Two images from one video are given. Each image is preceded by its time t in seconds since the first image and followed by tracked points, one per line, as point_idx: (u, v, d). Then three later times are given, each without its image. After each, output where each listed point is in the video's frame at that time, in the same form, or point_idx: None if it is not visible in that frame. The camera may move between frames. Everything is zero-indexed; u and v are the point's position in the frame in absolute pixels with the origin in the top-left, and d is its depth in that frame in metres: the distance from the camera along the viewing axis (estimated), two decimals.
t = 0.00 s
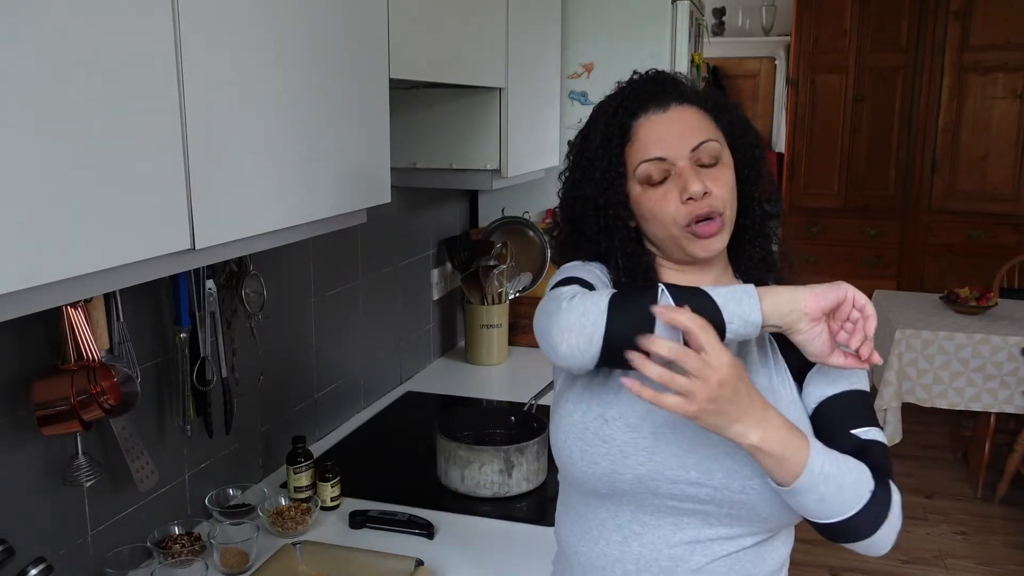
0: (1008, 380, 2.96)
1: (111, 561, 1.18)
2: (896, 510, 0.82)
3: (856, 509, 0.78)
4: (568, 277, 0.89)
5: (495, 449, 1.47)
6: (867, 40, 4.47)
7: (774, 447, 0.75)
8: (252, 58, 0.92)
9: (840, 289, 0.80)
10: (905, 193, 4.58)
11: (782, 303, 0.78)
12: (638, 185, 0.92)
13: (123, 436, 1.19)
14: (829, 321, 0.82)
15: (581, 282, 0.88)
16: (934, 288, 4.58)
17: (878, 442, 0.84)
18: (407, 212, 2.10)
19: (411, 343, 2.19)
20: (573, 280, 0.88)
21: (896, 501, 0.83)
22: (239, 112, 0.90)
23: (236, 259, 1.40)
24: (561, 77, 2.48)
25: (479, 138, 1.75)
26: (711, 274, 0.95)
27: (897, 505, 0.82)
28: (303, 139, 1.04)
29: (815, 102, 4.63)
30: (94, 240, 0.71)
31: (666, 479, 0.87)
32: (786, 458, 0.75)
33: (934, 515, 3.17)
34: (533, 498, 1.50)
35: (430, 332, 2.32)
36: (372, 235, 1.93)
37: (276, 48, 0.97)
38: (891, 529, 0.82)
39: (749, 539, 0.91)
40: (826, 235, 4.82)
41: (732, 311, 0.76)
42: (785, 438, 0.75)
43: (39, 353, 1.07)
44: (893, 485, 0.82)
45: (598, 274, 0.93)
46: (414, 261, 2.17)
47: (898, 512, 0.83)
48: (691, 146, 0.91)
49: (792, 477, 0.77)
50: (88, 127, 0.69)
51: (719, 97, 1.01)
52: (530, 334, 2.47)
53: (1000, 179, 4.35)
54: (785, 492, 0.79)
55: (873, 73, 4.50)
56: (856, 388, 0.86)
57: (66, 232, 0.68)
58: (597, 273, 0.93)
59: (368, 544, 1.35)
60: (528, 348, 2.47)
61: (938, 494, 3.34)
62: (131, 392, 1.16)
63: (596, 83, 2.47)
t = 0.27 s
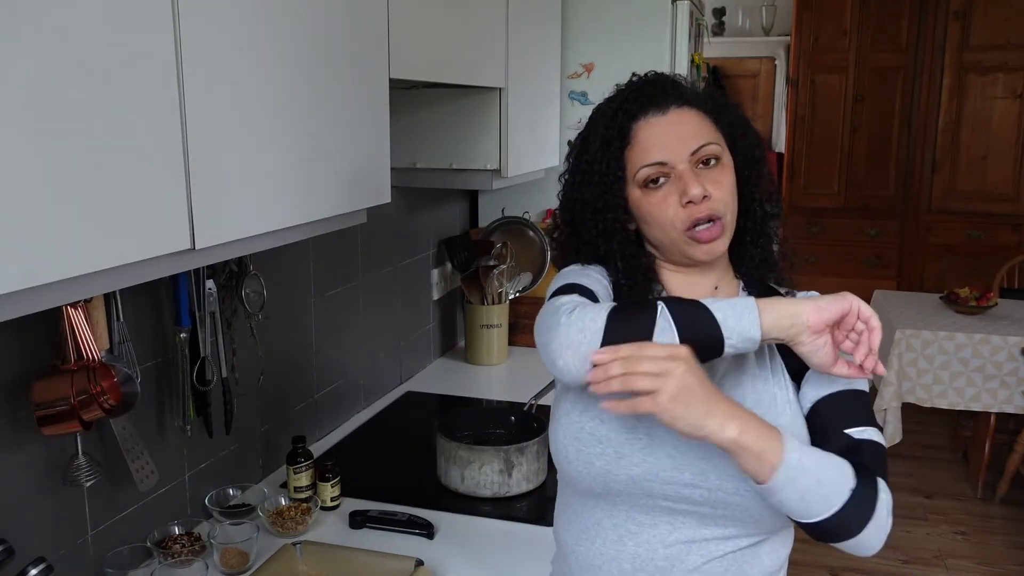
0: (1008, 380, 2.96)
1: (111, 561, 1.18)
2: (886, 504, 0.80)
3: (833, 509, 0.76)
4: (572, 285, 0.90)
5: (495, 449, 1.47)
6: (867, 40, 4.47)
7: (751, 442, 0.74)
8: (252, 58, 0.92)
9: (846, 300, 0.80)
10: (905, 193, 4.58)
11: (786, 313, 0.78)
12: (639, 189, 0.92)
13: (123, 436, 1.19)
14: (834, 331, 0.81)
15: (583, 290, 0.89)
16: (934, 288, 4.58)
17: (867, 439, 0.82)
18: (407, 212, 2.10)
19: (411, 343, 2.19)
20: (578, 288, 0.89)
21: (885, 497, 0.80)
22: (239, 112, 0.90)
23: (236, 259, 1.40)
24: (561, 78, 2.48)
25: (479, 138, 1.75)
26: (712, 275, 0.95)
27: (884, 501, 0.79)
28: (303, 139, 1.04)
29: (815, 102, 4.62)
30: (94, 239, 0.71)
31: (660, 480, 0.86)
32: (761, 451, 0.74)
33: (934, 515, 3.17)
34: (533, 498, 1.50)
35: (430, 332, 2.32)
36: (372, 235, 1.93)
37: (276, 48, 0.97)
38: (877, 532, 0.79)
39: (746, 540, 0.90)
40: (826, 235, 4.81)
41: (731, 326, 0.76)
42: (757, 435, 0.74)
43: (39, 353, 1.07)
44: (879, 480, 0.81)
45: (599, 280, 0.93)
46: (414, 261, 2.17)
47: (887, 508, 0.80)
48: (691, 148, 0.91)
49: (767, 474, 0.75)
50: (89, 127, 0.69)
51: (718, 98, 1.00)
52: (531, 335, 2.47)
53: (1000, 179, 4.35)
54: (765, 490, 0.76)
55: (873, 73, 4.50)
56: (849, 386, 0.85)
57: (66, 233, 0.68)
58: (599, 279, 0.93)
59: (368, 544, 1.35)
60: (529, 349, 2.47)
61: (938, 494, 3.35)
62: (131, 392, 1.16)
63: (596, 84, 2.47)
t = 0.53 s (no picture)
0: (1008, 380, 2.96)
1: (111, 561, 1.18)
2: (829, 486, 0.76)
3: (751, 505, 0.74)
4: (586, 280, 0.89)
5: (495, 449, 1.47)
6: (867, 40, 4.47)
7: (653, 448, 0.71)
8: (252, 58, 0.92)
9: (890, 310, 0.78)
10: (905, 193, 4.58)
11: (818, 320, 0.76)
12: (635, 189, 0.93)
13: (123, 436, 1.19)
14: (875, 337, 0.80)
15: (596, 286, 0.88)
16: (934, 288, 4.58)
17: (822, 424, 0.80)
18: (407, 212, 2.10)
19: (411, 343, 2.19)
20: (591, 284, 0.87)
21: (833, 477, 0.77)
22: (238, 112, 0.90)
23: (236, 259, 1.40)
24: (561, 78, 2.48)
25: (479, 138, 1.75)
26: (712, 276, 0.96)
27: (822, 486, 0.76)
28: (303, 139, 1.04)
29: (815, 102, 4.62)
30: (93, 239, 0.71)
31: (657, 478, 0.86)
32: (663, 456, 0.72)
33: (933, 515, 3.17)
34: (533, 498, 1.50)
35: (430, 332, 2.32)
36: (372, 236, 1.93)
37: (275, 48, 0.97)
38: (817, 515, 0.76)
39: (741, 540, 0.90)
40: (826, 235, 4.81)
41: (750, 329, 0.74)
42: (660, 434, 0.72)
43: (38, 353, 1.07)
44: (820, 461, 0.77)
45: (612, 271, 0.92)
46: (414, 261, 2.17)
47: (833, 489, 0.77)
48: (689, 150, 0.90)
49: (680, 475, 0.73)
50: (88, 127, 0.69)
51: (724, 99, 0.99)
52: (531, 335, 2.47)
53: (1000, 179, 4.36)
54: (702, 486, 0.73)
55: (873, 73, 4.50)
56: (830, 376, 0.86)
57: (66, 233, 0.68)
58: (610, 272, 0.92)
59: (368, 544, 1.35)
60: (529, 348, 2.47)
61: (938, 494, 3.35)
62: (131, 392, 1.16)
63: (596, 84, 2.47)
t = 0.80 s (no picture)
0: (1007, 380, 2.97)
1: (111, 561, 1.18)
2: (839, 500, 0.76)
3: (759, 522, 0.74)
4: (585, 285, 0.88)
5: (495, 449, 1.48)
6: (866, 40, 4.47)
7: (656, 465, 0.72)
8: (252, 59, 0.92)
9: (860, 276, 0.80)
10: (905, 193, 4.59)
11: (798, 301, 0.77)
12: (635, 186, 0.93)
13: (123, 436, 1.19)
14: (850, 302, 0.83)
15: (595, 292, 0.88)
16: (934, 288, 4.59)
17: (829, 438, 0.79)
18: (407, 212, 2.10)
19: (411, 343, 2.19)
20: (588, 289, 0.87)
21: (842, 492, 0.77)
22: (239, 113, 0.90)
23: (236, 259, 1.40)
24: (561, 78, 2.48)
25: (479, 138, 1.75)
26: (711, 279, 0.95)
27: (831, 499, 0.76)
28: (303, 140, 1.04)
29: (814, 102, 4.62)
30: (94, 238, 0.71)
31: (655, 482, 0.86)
32: (670, 473, 0.73)
33: (933, 515, 3.17)
34: (533, 497, 1.50)
35: (430, 332, 2.32)
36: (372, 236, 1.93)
37: (276, 49, 0.97)
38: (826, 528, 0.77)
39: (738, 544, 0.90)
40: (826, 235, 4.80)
41: (737, 317, 0.75)
42: (661, 448, 0.73)
43: (39, 352, 1.07)
44: (828, 478, 0.77)
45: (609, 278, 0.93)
46: (414, 261, 2.18)
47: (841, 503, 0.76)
48: (688, 149, 0.90)
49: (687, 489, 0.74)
50: (88, 128, 0.69)
51: (729, 100, 0.99)
52: (531, 335, 2.47)
53: (999, 179, 4.36)
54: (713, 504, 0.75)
55: (872, 73, 4.50)
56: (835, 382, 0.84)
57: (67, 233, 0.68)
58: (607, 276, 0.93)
59: (369, 544, 1.35)
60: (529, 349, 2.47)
61: (938, 494, 3.35)
62: (132, 391, 1.17)
63: (596, 84, 2.48)
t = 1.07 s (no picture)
0: (1007, 379, 2.97)
1: (111, 561, 1.18)
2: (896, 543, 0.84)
3: None
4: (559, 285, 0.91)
5: (495, 449, 1.48)
6: (866, 40, 4.48)
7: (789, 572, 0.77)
8: (253, 59, 0.92)
9: (812, 341, 0.72)
10: (905, 193, 4.59)
11: (726, 349, 0.73)
12: (634, 184, 0.94)
13: (123, 436, 1.19)
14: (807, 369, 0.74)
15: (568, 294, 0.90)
16: (933, 288, 4.59)
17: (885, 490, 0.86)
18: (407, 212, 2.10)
19: (411, 343, 2.19)
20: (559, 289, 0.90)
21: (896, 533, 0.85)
22: (239, 113, 0.91)
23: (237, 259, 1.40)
24: (562, 78, 2.48)
25: (479, 138, 1.75)
26: (710, 278, 0.95)
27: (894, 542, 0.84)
28: (304, 140, 1.04)
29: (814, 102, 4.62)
30: (93, 237, 0.71)
31: (656, 483, 0.87)
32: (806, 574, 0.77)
33: (933, 514, 3.17)
34: (533, 498, 1.50)
35: (430, 332, 2.32)
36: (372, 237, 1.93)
37: (276, 49, 0.97)
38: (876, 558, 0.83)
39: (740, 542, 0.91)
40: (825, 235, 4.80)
41: (651, 344, 0.75)
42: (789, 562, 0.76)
43: (39, 352, 1.07)
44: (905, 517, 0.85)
45: (586, 280, 0.96)
46: (414, 261, 2.18)
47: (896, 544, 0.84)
48: (686, 146, 0.92)
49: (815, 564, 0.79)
50: (89, 128, 0.69)
51: (726, 98, 1.00)
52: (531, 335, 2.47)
53: (999, 179, 4.36)
54: None
55: (872, 73, 4.51)
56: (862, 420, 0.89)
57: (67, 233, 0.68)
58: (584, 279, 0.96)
59: (369, 544, 1.35)
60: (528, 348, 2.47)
61: (937, 494, 3.35)
62: (131, 391, 1.16)
63: (596, 84, 2.48)
